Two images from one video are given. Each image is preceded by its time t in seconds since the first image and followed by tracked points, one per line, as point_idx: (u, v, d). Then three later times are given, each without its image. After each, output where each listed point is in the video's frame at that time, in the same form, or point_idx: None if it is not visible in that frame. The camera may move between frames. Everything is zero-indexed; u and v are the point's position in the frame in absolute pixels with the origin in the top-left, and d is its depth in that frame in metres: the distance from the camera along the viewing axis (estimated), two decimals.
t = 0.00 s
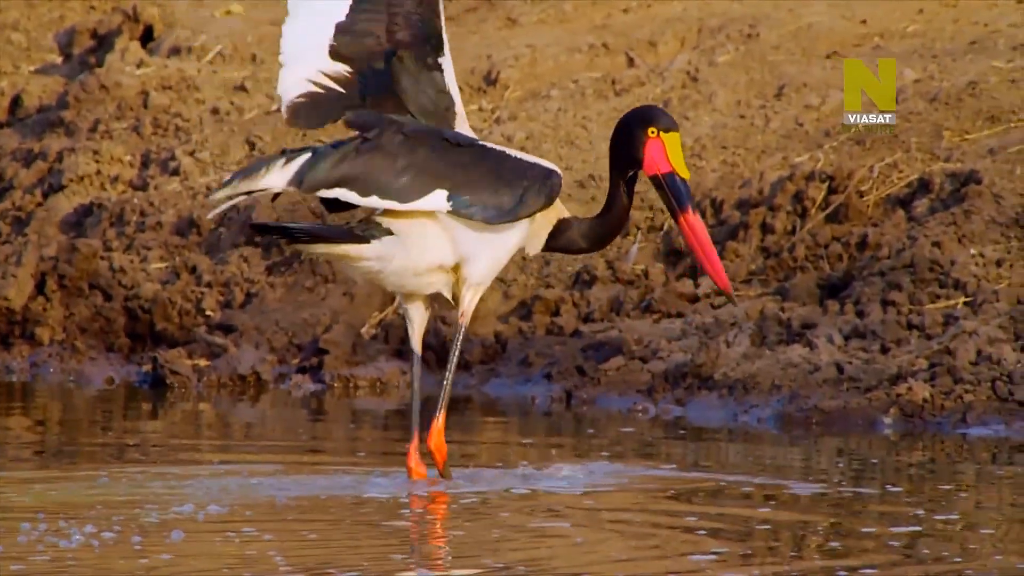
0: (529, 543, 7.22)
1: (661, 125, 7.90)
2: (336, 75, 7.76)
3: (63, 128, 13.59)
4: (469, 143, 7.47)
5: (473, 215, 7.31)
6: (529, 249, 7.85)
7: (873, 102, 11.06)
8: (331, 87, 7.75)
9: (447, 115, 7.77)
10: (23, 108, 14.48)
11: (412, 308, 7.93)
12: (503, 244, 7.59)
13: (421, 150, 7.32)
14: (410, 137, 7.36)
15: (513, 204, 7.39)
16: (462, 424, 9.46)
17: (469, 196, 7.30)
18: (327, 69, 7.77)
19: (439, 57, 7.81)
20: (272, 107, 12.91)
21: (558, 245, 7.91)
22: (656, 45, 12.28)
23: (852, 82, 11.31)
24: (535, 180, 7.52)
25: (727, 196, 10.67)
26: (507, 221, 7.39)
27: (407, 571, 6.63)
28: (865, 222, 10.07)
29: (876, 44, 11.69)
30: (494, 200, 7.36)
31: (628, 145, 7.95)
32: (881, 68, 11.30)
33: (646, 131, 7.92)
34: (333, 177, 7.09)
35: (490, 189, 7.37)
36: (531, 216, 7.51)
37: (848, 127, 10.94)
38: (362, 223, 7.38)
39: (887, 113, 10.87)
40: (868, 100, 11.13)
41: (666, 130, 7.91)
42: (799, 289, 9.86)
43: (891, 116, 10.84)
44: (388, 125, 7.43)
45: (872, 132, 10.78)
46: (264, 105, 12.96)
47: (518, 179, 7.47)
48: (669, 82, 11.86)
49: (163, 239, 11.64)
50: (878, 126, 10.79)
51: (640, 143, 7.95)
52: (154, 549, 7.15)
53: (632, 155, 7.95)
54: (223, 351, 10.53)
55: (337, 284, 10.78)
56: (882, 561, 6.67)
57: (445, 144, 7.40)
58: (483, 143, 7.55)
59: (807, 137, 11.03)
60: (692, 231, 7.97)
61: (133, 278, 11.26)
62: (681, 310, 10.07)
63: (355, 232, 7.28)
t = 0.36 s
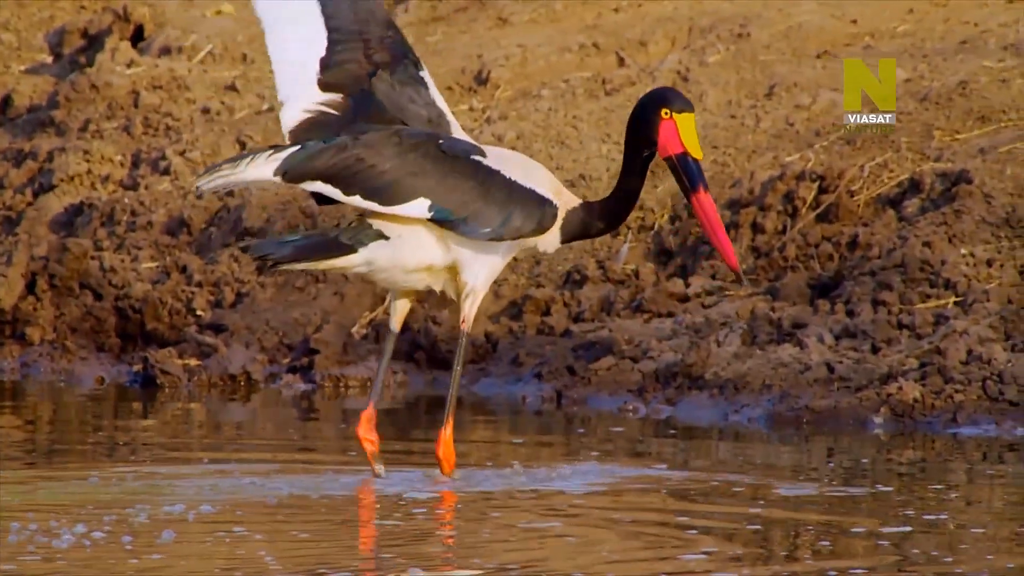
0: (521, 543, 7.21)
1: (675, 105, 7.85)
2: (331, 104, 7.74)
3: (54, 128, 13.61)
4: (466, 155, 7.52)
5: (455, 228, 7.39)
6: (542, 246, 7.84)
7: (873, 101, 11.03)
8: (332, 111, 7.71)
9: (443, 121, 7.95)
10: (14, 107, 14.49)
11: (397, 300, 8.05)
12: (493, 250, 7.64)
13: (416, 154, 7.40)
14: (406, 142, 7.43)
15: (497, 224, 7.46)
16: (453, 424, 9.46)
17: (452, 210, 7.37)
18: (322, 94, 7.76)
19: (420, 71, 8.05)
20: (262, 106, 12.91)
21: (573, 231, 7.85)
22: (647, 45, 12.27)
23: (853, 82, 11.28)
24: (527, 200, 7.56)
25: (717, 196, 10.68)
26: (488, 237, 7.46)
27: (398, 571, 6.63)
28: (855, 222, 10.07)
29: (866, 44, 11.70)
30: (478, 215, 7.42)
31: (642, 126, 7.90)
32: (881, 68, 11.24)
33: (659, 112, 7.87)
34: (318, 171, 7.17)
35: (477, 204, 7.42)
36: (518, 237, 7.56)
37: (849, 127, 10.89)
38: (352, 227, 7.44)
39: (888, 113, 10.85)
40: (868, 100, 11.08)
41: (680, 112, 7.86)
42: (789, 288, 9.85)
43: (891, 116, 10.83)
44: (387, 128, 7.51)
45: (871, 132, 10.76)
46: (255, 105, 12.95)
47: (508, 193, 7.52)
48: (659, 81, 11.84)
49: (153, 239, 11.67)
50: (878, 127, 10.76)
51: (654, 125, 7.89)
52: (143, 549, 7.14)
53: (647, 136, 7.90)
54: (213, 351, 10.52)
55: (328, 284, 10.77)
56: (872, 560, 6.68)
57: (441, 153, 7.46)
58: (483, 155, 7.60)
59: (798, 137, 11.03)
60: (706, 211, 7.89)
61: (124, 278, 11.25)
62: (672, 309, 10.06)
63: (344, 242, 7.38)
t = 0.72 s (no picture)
0: (508, 540, 7.21)
1: (680, 94, 7.94)
2: (297, 143, 7.55)
3: (40, 125, 13.66)
4: (460, 171, 7.57)
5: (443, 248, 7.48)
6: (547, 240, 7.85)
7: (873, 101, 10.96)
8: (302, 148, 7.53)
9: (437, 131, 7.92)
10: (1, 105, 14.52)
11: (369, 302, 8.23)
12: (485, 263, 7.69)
13: (410, 170, 7.44)
14: (401, 155, 7.48)
15: (487, 245, 7.54)
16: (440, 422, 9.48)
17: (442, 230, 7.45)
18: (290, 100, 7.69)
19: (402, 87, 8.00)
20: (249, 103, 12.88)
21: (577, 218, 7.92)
22: (633, 42, 12.28)
23: (853, 82, 11.21)
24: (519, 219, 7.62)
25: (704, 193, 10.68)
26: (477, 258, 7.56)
27: (385, 569, 6.62)
28: (842, 219, 10.08)
29: (853, 42, 11.73)
30: (466, 236, 7.51)
31: (647, 113, 7.98)
32: (880, 68, 11.18)
33: (663, 100, 7.95)
34: (315, 189, 7.22)
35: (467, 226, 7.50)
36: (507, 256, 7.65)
37: (849, 126, 10.82)
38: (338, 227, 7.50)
39: (888, 113, 10.78)
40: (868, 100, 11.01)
41: (683, 99, 7.95)
42: (775, 286, 9.87)
43: (891, 116, 10.77)
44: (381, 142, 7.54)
45: (872, 131, 10.70)
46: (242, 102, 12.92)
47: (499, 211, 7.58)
48: (646, 78, 11.87)
49: (140, 236, 11.66)
50: (879, 126, 10.70)
51: (656, 112, 7.98)
52: (129, 547, 7.14)
53: (650, 123, 7.97)
54: (200, 348, 10.54)
55: (315, 281, 10.78)
56: (858, 558, 6.68)
57: (435, 167, 7.51)
58: (478, 167, 7.64)
59: (784, 134, 11.04)
60: (706, 197, 8.05)
61: (111, 275, 11.24)
62: (659, 306, 10.06)
63: (327, 240, 7.46)
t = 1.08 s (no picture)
0: (493, 538, 7.19)
1: (668, 87, 7.97)
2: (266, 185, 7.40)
3: (26, 123, 13.70)
4: (446, 167, 7.58)
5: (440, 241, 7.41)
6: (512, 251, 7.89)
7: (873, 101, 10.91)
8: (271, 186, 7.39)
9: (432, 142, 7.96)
10: None
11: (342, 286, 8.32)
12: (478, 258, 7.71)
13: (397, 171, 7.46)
14: (387, 161, 7.50)
15: (487, 233, 7.51)
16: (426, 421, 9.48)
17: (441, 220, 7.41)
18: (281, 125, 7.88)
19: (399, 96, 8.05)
20: (234, 101, 12.92)
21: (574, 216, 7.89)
22: (619, 40, 12.28)
23: (853, 82, 11.17)
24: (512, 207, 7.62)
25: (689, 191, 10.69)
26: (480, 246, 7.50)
27: (370, 567, 6.61)
28: (828, 217, 10.08)
29: (839, 40, 11.76)
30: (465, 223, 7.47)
31: (636, 108, 8.01)
32: (880, 69, 11.14)
33: (652, 94, 7.98)
34: (312, 211, 7.22)
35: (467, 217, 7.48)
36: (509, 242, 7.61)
37: (849, 127, 10.75)
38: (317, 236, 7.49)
39: (888, 113, 10.74)
40: (867, 101, 10.95)
41: (672, 93, 7.97)
42: (761, 284, 9.87)
43: (891, 116, 10.72)
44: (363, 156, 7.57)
45: (874, 132, 10.63)
46: (227, 100, 12.97)
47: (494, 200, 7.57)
48: (632, 77, 11.89)
49: (125, 235, 11.68)
50: (880, 126, 10.65)
51: (645, 107, 8.01)
52: (116, 545, 7.13)
53: (639, 118, 7.99)
54: (186, 347, 10.56)
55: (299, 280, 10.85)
56: (842, 555, 6.67)
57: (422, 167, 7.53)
58: (463, 163, 7.65)
59: (770, 133, 11.05)
60: (698, 190, 8.02)
61: (96, 273, 11.24)
62: (644, 305, 10.08)
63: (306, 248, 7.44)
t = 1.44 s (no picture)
0: (475, 539, 7.18)
1: (648, 86, 7.96)
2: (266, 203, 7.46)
3: (7, 124, 13.78)
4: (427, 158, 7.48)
5: (424, 219, 7.23)
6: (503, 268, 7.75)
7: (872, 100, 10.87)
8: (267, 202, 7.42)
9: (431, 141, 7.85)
10: None
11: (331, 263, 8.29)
12: (466, 273, 7.57)
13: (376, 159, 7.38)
14: (364, 154, 7.44)
15: (471, 204, 7.31)
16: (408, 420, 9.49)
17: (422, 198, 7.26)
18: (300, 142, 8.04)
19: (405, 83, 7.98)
20: (216, 102, 13.03)
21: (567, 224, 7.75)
22: (601, 41, 12.32)
23: (854, 81, 11.11)
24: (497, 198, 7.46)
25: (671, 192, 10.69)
26: (466, 219, 7.30)
27: (351, 568, 6.60)
28: (809, 218, 10.10)
29: (820, 41, 11.79)
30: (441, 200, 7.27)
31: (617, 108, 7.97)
32: (881, 68, 11.10)
33: (632, 94, 7.96)
34: (291, 210, 7.13)
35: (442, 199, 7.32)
36: (493, 218, 7.41)
37: (848, 127, 10.74)
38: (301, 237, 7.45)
39: (887, 113, 10.71)
40: (867, 100, 10.92)
41: (652, 92, 7.97)
42: (743, 285, 9.88)
43: (891, 116, 10.70)
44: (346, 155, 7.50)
45: (873, 132, 10.62)
46: (209, 100, 13.08)
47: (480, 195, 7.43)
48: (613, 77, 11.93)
49: (107, 235, 11.70)
50: (879, 127, 10.63)
51: (625, 107, 7.98)
52: (98, 546, 7.11)
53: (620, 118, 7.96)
54: (167, 347, 10.54)
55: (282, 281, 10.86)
56: (824, 556, 6.64)
57: (399, 155, 7.45)
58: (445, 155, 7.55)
59: (752, 134, 11.06)
60: (680, 190, 7.99)
61: (78, 274, 11.25)
62: (627, 305, 10.09)
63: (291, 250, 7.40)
